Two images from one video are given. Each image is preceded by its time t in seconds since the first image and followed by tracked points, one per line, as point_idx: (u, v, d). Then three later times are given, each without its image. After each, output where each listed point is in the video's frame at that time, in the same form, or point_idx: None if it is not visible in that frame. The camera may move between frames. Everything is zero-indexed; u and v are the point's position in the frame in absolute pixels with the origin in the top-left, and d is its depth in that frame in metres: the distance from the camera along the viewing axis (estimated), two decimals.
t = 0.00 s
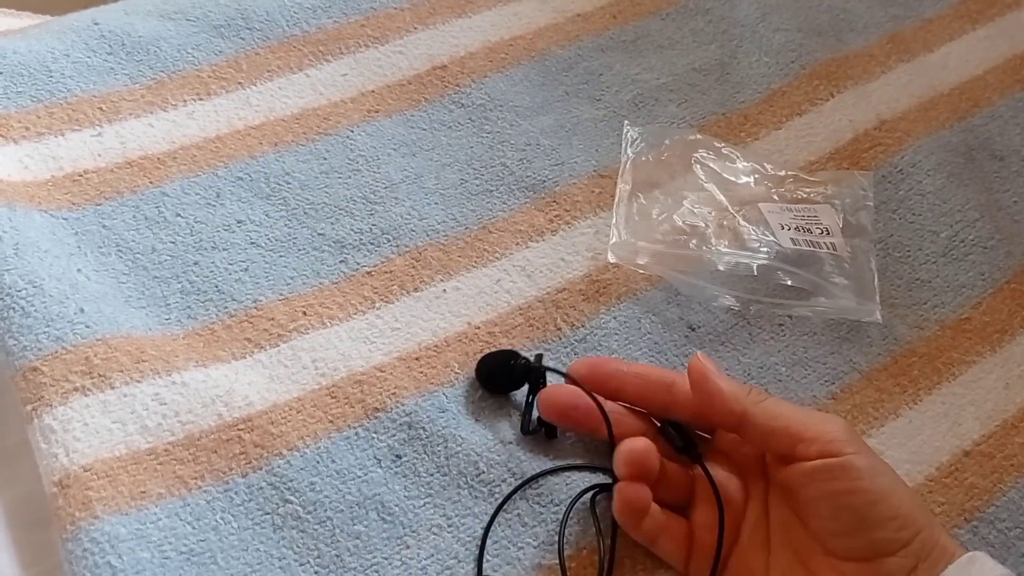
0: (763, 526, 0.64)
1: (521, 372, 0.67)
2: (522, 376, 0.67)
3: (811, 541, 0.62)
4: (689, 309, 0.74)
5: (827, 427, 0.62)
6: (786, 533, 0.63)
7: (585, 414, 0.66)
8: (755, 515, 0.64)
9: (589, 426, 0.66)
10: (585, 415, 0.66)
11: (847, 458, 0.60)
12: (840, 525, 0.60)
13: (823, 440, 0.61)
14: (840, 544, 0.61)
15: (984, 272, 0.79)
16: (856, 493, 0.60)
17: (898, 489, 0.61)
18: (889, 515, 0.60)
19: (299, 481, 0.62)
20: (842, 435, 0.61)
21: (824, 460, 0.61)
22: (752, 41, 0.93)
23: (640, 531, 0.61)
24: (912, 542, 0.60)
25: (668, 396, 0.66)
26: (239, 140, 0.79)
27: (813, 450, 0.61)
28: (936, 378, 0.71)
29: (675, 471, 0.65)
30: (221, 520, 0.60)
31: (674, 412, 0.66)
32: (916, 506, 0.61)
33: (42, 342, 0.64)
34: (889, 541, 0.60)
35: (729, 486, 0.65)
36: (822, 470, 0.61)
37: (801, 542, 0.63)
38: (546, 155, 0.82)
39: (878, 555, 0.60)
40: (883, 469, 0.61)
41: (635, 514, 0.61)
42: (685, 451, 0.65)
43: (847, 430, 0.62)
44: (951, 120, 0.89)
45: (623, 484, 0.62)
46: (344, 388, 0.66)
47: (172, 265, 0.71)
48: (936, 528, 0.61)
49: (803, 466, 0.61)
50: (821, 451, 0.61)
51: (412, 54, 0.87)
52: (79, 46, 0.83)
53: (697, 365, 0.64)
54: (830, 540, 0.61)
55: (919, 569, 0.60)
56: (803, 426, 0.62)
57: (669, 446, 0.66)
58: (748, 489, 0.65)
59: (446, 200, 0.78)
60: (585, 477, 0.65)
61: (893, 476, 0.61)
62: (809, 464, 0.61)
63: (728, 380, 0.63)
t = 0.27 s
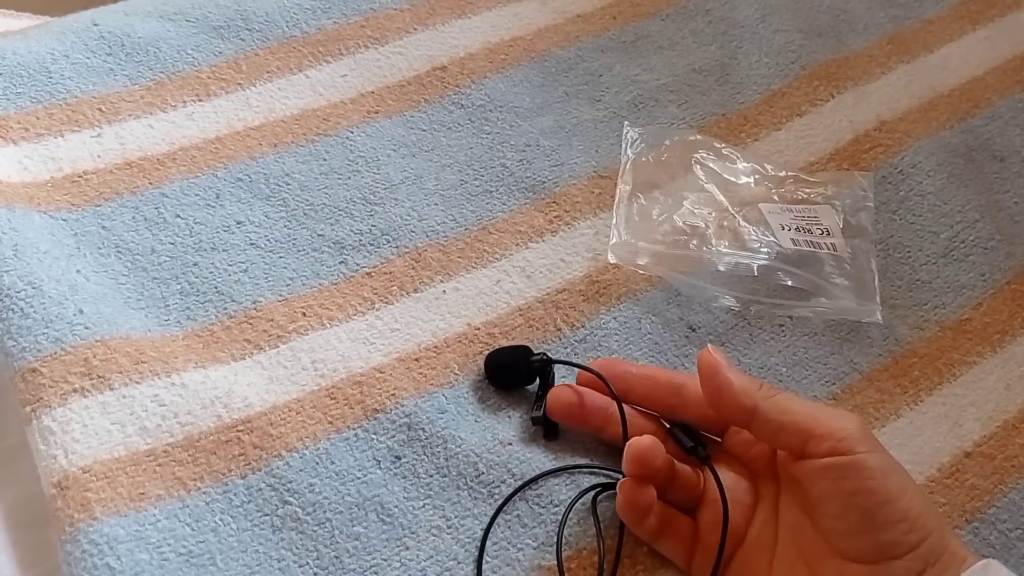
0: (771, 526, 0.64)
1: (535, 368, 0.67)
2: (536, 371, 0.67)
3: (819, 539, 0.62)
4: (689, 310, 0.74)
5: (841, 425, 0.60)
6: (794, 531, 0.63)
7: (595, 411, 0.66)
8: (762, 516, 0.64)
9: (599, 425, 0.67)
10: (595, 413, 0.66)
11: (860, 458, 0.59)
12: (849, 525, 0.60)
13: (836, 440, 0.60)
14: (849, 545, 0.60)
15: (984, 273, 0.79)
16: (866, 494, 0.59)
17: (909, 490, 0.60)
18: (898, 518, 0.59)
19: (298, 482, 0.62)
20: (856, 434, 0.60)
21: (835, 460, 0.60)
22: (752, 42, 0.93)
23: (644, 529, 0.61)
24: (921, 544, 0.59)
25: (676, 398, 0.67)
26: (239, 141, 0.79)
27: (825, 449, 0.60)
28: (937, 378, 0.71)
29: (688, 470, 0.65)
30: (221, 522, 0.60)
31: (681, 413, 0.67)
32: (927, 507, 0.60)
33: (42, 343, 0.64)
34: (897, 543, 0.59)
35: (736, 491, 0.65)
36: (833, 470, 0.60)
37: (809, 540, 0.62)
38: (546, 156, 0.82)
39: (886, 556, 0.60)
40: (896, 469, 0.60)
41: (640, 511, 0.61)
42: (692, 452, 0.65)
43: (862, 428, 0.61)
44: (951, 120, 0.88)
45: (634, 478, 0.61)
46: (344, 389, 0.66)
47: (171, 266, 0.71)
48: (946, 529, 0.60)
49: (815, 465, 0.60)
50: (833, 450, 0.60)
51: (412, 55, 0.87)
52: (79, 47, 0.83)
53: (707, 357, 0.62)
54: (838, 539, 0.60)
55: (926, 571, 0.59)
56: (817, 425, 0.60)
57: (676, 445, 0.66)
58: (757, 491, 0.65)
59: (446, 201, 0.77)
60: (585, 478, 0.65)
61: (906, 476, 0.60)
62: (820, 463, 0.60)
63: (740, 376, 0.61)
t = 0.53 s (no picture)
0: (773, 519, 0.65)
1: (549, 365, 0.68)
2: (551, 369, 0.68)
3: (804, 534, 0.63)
4: (692, 310, 0.74)
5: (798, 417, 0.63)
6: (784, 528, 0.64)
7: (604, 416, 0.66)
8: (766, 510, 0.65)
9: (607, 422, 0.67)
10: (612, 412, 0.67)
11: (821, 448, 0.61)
12: (824, 515, 0.61)
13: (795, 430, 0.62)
14: (828, 534, 0.62)
15: (986, 272, 0.79)
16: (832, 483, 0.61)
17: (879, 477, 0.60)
18: (862, 506, 0.60)
19: (302, 482, 0.62)
20: (817, 424, 0.62)
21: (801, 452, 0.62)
22: (754, 42, 0.93)
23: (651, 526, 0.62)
24: (895, 528, 0.60)
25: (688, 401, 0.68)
26: (242, 141, 0.79)
27: (789, 442, 0.62)
28: (939, 378, 0.71)
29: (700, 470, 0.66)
30: (225, 521, 0.60)
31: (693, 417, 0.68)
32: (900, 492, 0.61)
33: (46, 343, 0.64)
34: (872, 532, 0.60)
35: (746, 485, 0.66)
36: (800, 461, 0.62)
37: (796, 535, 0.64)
38: (549, 156, 0.82)
39: (866, 545, 0.61)
40: (861, 457, 0.61)
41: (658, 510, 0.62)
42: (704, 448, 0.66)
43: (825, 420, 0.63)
44: (953, 120, 0.89)
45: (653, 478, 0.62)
46: (347, 389, 0.66)
47: (175, 267, 0.71)
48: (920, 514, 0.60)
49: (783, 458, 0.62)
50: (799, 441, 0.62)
51: (414, 55, 0.87)
52: (82, 47, 0.83)
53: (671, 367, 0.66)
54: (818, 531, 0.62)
55: (903, 557, 0.60)
56: (777, 418, 0.63)
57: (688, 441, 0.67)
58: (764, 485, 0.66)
59: (449, 201, 0.78)
60: (589, 477, 0.65)
61: (876, 463, 0.61)
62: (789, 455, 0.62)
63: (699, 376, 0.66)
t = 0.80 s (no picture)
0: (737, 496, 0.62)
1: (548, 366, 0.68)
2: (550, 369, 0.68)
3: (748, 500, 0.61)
4: (692, 309, 0.74)
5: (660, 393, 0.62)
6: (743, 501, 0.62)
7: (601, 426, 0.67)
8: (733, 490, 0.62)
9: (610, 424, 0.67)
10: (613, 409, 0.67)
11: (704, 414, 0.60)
12: (728, 476, 0.59)
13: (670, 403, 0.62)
14: (741, 495, 0.59)
15: (987, 272, 0.79)
16: (706, 446, 0.60)
17: (764, 428, 0.58)
18: (735, 460, 0.58)
19: (303, 481, 0.62)
20: (711, 394, 0.61)
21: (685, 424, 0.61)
22: (755, 42, 0.93)
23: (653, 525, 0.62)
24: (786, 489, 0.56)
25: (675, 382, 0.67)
26: (243, 141, 0.79)
27: (671, 418, 0.62)
28: (940, 378, 0.71)
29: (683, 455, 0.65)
30: (226, 521, 0.60)
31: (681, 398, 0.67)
32: (810, 441, 0.57)
33: (47, 342, 0.64)
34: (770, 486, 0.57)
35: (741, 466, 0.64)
36: (686, 434, 0.61)
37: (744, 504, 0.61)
38: (549, 156, 0.82)
39: (758, 500, 0.58)
40: (755, 414, 0.59)
41: (645, 511, 0.62)
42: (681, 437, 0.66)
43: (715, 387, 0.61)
44: (953, 121, 0.89)
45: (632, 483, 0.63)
46: (348, 388, 0.66)
47: (176, 266, 0.71)
48: (791, 458, 0.56)
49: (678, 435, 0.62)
50: (677, 415, 0.61)
51: (415, 55, 0.87)
52: (83, 47, 0.83)
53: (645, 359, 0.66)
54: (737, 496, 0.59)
55: (785, 506, 0.56)
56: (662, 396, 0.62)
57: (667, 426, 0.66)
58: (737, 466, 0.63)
59: (450, 201, 0.78)
60: (589, 477, 0.65)
61: (754, 418, 0.59)
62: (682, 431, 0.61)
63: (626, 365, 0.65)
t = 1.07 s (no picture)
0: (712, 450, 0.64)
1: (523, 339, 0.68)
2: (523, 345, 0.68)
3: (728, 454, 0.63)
4: (692, 310, 0.74)
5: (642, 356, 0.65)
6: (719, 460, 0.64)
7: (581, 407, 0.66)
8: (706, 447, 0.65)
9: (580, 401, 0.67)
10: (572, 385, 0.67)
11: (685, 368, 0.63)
12: (716, 424, 0.61)
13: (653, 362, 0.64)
14: (729, 439, 0.61)
15: (987, 273, 0.79)
16: (691, 396, 0.62)
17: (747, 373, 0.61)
18: (724, 403, 0.61)
19: (303, 482, 0.62)
20: (692, 351, 0.64)
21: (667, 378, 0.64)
22: (755, 43, 0.93)
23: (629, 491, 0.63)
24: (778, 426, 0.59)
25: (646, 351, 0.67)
26: (243, 142, 0.79)
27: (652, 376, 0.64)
28: (941, 378, 0.71)
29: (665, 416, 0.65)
30: (225, 522, 0.60)
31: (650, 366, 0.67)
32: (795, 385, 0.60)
33: (46, 343, 0.64)
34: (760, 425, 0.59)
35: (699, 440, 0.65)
36: (667, 389, 0.63)
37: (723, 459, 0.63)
38: (549, 156, 0.82)
39: (747, 443, 0.60)
40: (737, 364, 0.62)
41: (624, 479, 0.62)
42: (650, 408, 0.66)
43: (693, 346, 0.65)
44: (953, 121, 0.89)
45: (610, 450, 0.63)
46: (348, 389, 0.66)
47: (175, 267, 0.71)
48: (779, 398, 0.59)
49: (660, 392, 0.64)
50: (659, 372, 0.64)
51: (415, 56, 0.87)
52: (83, 48, 0.83)
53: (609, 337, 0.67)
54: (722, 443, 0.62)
55: (778, 442, 0.59)
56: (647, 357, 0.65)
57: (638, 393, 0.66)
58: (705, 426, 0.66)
59: (449, 201, 0.78)
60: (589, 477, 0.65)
61: (736, 367, 0.62)
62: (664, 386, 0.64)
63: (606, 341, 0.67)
